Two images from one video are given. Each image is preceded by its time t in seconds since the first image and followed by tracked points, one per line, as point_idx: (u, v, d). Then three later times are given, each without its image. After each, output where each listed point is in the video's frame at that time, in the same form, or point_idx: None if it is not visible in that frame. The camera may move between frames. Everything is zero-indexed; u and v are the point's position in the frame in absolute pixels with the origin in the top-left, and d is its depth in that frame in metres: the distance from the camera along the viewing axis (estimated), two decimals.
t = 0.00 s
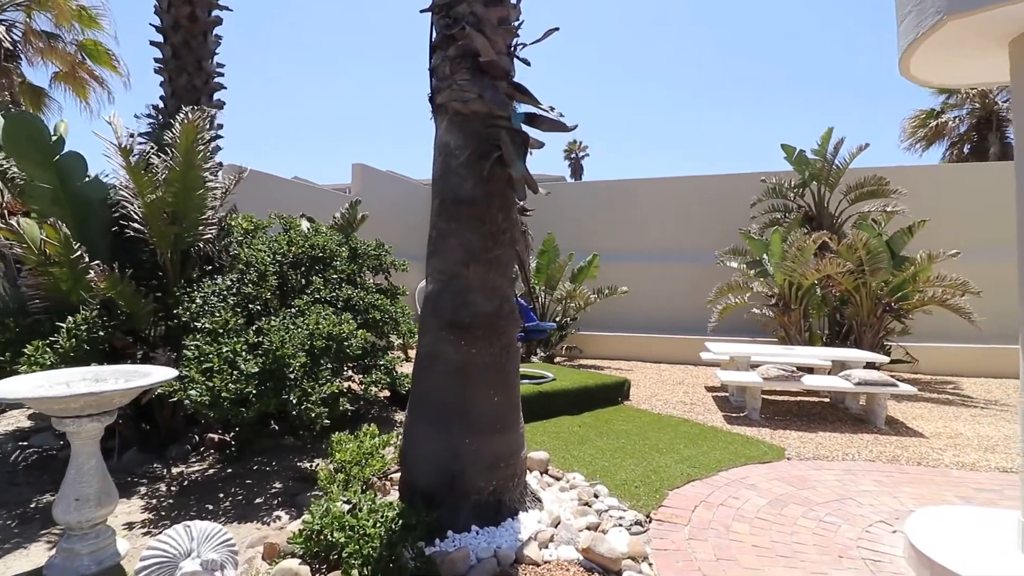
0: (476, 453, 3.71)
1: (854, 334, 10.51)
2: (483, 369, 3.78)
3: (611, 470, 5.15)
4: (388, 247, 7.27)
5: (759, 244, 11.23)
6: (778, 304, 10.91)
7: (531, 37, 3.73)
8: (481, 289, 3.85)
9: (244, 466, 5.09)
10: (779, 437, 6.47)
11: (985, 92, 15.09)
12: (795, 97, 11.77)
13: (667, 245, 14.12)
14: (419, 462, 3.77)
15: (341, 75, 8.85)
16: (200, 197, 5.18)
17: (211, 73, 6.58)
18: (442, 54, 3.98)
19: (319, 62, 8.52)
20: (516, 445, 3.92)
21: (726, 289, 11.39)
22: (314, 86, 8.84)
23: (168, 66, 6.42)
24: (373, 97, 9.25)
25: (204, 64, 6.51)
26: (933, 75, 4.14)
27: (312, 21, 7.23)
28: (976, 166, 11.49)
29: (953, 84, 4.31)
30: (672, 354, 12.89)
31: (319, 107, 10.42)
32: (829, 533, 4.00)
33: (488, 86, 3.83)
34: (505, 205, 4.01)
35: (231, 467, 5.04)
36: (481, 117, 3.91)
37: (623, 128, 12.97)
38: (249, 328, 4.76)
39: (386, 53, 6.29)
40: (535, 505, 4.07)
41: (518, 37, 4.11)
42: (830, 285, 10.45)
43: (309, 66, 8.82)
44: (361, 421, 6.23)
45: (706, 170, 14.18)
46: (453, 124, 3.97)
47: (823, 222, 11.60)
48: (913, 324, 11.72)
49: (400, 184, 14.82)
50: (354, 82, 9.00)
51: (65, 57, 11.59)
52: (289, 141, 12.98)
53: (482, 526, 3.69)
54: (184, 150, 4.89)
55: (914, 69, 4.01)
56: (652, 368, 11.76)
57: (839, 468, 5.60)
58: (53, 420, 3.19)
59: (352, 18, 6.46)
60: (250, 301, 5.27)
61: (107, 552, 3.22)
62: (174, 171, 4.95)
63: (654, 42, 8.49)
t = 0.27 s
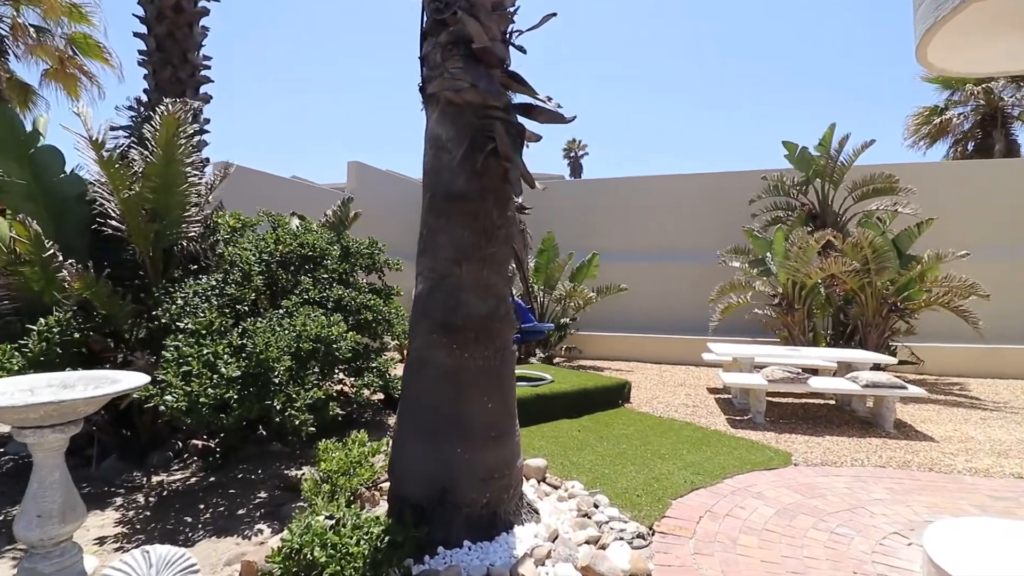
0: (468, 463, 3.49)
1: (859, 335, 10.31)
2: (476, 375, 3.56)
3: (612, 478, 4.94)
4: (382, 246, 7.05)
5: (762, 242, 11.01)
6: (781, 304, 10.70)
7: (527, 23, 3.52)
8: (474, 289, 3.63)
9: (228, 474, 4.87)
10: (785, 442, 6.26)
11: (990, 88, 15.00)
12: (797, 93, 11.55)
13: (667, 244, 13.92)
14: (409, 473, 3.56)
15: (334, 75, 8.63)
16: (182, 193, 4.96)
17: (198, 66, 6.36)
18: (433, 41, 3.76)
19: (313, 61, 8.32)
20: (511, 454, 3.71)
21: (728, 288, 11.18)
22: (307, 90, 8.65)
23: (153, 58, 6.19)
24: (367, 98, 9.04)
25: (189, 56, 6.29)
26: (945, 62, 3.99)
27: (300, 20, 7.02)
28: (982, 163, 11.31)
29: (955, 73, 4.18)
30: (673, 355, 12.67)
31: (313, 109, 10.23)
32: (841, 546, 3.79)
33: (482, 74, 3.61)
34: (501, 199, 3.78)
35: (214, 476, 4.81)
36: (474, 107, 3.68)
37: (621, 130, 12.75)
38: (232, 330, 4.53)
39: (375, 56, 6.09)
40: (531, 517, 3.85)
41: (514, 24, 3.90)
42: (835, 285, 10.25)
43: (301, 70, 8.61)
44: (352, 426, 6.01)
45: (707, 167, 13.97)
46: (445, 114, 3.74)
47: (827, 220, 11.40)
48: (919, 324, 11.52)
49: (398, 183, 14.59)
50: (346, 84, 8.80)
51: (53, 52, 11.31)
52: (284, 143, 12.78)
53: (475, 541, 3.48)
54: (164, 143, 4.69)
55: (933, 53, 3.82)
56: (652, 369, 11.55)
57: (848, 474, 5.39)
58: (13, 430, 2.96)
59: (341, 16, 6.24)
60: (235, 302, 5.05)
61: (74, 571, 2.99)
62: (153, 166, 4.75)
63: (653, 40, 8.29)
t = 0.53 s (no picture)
0: (455, 476, 3.26)
1: (862, 335, 10.12)
2: (464, 382, 3.33)
3: (609, 487, 4.71)
4: (372, 244, 6.81)
5: (763, 242, 10.80)
6: (783, 304, 10.48)
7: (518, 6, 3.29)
8: (461, 290, 3.39)
9: (206, 484, 4.63)
10: (789, 447, 6.04)
11: (993, 83, 14.58)
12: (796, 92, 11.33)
13: (666, 243, 13.70)
14: (392, 487, 3.33)
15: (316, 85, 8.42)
16: (157, 189, 4.71)
17: (178, 57, 6.11)
18: (419, 25, 3.52)
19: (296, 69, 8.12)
20: (502, 465, 3.48)
21: (728, 288, 10.95)
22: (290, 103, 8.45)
23: (131, 49, 5.95)
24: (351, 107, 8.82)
25: (169, 47, 6.05)
26: (962, 46, 3.78)
27: (281, 21, 6.79)
28: (987, 161, 11.12)
29: (968, 59, 3.98)
30: (673, 356, 12.45)
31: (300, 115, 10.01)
32: (853, 563, 3.56)
33: (470, 60, 3.37)
34: (491, 193, 3.54)
35: (191, 486, 4.58)
36: (462, 95, 3.44)
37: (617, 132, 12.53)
38: (208, 333, 4.29)
39: (358, 60, 5.90)
40: (524, 532, 3.63)
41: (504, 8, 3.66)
42: (837, 284, 10.07)
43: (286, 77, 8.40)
44: (339, 433, 5.77)
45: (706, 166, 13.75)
46: (432, 102, 3.51)
47: (829, 219, 11.19)
48: (923, 325, 11.31)
49: (393, 181, 14.33)
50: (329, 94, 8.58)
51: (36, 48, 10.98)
52: (276, 152, 12.59)
53: (462, 560, 3.25)
54: (138, 136, 4.45)
55: (950, 34, 3.59)
56: (651, 370, 11.33)
57: (856, 482, 5.17)
58: None
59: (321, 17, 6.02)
60: (215, 303, 4.81)
61: None
62: (126, 160, 4.49)
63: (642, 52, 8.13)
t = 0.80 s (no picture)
0: (443, 485, 3.07)
1: (864, 336, 9.97)
2: (452, 385, 3.14)
3: (607, 494, 4.53)
4: (364, 243, 6.62)
5: (763, 241, 10.63)
6: (784, 304, 10.30)
7: None
8: (450, 287, 3.20)
9: (186, 491, 4.45)
10: (792, 451, 5.86)
11: (994, 82, 14.30)
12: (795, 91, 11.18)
13: (665, 243, 13.53)
14: (376, 495, 3.14)
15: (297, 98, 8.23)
16: (136, 183, 4.52)
17: (162, 49, 5.91)
18: (406, 9, 3.33)
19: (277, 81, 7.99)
20: (493, 473, 3.29)
21: (728, 288, 10.78)
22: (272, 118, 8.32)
23: (113, 40, 5.77)
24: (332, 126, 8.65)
25: (153, 39, 5.85)
26: (975, 33, 3.61)
27: (270, 15, 6.60)
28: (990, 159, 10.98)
29: (982, 45, 3.81)
30: (672, 357, 12.28)
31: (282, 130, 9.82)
32: None
33: (460, 45, 3.18)
34: (481, 186, 3.35)
35: (170, 493, 4.40)
36: (452, 82, 3.26)
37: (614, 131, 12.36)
38: (187, 334, 4.10)
39: (349, 53, 5.69)
40: (516, 543, 3.44)
41: None
42: (839, 284, 9.99)
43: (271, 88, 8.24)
44: (328, 437, 5.59)
45: (706, 164, 13.58)
46: (419, 90, 3.32)
47: (830, 218, 11.02)
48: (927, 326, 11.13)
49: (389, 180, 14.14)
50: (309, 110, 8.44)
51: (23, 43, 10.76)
52: (270, 152, 12.40)
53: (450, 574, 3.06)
54: (115, 128, 4.28)
55: (964, 20, 3.42)
56: (650, 372, 11.15)
57: (862, 489, 4.99)
58: None
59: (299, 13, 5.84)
60: (196, 302, 4.63)
61: None
62: (102, 152, 4.31)
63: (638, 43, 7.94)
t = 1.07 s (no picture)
0: (426, 493, 2.90)
1: (864, 336, 9.83)
2: (437, 387, 2.96)
3: (602, 500, 4.35)
4: (353, 239, 6.43)
5: (763, 239, 10.47)
6: (783, 303, 10.14)
7: None
8: (435, 283, 3.01)
9: (163, 496, 4.28)
10: (792, 454, 5.70)
11: (995, 80, 14.24)
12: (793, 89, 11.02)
13: (663, 241, 13.36)
14: (356, 503, 2.97)
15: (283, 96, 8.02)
16: (113, 175, 4.33)
17: (144, 38, 5.73)
18: None
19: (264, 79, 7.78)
20: (481, 480, 3.12)
21: (727, 287, 10.62)
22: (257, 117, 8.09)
23: (93, 29, 5.58)
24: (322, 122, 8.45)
25: (134, 28, 5.66)
26: (986, 18, 3.45)
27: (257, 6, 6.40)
28: (984, 159, 11.07)
29: (992, 31, 3.65)
30: (669, 357, 12.12)
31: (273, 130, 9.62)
32: None
33: (446, 27, 3.00)
34: (469, 176, 3.16)
35: (146, 499, 4.23)
36: (437, 66, 3.07)
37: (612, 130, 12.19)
38: (163, 333, 3.91)
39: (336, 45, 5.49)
40: (505, 552, 3.27)
41: None
42: (839, 283, 9.84)
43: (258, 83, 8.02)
44: (314, 439, 5.41)
45: (704, 162, 13.42)
46: (403, 74, 3.13)
47: (830, 216, 10.88)
48: (927, 325, 11.00)
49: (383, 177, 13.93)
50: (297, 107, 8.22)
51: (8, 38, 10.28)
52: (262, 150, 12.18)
53: None
54: (87, 116, 4.11)
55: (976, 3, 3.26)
56: (647, 372, 10.98)
57: (866, 493, 4.82)
58: None
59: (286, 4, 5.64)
60: (174, 300, 4.44)
61: None
62: (76, 143, 4.14)
63: (635, 41, 7.77)
